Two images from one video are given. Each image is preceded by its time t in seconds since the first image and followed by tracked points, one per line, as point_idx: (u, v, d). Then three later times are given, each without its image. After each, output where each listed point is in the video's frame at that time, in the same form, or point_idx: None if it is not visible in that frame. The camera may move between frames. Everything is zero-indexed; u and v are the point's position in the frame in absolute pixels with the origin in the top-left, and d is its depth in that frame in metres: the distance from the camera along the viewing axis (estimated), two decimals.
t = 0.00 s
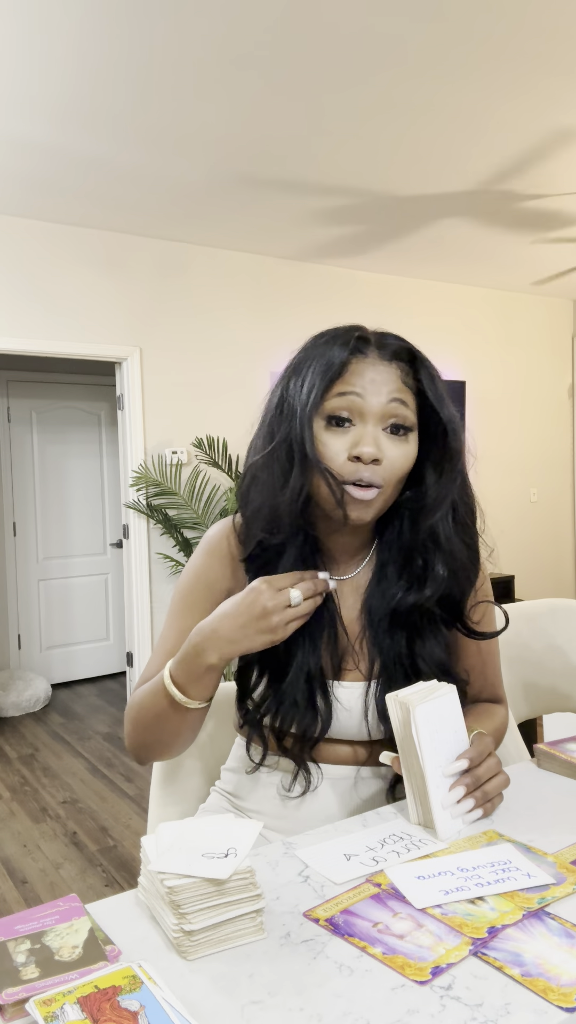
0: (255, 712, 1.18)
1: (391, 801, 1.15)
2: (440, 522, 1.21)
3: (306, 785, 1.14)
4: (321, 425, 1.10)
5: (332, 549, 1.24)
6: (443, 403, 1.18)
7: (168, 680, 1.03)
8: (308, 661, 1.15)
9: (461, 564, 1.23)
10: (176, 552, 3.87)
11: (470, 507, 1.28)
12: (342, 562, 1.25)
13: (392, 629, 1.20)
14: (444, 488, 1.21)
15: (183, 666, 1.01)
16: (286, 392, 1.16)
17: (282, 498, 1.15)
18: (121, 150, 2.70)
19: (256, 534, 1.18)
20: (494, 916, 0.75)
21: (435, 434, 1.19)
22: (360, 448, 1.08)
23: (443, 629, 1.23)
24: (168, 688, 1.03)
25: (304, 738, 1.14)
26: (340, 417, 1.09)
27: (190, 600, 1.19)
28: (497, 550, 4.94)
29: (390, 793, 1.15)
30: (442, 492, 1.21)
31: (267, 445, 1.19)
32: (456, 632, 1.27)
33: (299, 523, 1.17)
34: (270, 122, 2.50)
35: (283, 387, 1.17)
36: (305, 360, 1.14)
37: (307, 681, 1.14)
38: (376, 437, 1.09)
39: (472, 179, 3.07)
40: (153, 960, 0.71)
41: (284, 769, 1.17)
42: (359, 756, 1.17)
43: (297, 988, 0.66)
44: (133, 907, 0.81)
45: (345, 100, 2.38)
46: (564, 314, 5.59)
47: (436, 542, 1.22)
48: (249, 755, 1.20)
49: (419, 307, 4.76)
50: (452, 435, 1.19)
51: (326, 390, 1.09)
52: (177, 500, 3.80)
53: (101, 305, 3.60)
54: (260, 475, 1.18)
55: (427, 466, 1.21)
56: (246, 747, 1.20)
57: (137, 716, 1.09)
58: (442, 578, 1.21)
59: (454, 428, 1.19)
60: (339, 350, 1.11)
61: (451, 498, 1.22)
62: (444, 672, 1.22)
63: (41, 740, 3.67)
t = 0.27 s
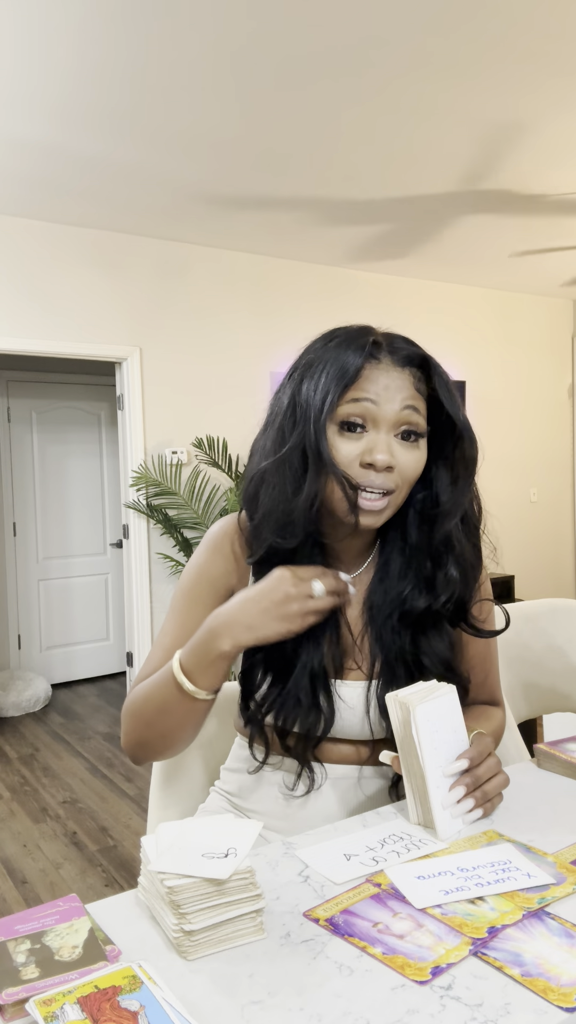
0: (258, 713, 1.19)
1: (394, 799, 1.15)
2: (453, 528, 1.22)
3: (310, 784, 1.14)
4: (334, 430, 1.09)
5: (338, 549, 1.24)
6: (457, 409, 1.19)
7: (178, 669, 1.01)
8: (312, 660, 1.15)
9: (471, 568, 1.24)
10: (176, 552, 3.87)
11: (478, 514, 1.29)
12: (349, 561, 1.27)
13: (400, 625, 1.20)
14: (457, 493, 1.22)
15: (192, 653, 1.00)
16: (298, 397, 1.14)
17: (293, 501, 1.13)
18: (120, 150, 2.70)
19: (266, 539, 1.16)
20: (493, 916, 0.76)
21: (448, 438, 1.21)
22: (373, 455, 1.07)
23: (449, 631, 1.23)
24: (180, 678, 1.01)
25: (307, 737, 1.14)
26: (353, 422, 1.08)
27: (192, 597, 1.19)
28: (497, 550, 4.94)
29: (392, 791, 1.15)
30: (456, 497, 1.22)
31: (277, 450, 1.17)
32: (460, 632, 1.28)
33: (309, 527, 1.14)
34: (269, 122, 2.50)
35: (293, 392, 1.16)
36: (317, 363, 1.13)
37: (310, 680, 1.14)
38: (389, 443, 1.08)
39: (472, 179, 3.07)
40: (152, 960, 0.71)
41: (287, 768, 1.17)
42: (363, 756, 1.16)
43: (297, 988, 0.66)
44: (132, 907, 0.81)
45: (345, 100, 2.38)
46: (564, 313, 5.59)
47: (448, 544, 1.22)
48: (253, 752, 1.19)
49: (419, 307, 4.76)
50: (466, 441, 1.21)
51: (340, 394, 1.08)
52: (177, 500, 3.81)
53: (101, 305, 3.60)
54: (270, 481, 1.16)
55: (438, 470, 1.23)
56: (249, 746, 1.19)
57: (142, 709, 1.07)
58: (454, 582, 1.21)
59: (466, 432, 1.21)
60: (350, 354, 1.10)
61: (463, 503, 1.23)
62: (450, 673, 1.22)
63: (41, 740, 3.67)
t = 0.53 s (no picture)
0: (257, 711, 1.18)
1: (394, 799, 1.15)
2: (450, 529, 1.21)
3: (308, 784, 1.14)
4: (330, 434, 1.09)
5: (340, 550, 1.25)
6: (454, 410, 1.17)
7: (189, 686, 1.03)
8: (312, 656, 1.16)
9: (469, 568, 1.24)
10: (176, 552, 3.87)
11: (478, 513, 1.28)
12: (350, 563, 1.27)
13: (399, 626, 1.20)
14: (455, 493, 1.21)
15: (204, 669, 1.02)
16: (294, 398, 1.15)
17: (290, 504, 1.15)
18: (120, 150, 2.70)
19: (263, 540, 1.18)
20: (493, 916, 0.75)
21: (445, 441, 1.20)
22: (368, 459, 1.07)
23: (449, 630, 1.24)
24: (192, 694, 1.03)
25: (305, 736, 1.14)
26: (349, 426, 1.08)
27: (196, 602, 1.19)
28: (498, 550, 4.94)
29: (394, 790, 1.15)
30: (453, 499, 1.21)
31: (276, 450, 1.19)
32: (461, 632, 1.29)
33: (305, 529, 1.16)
34: (269, 122, 2.50)
35: (291, 393, 1.16)
36: (314, 364, 1.13)
37: (309, 679, 1.15)
38: (385, 447, 1.08)
39: (472, 179, 3.07)
40: (153, 960, 0.71)
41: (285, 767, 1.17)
42: (363, 756, 1.17)
43: (297, 988, 0.66)
44: (132, 907, 0.81)
45: (345, 100, 2.38)
46: (564, 313, 5.59)
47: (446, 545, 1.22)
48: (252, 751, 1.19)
49: (419, 307, 4.76)
50: (463, 442, 1.20)
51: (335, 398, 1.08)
52: (177, 499, 3.81)
53: (101, 305, 3.60)
54: (268, 482, 1.18)
55: (436, 471, 1.22)
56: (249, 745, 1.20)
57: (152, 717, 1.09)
58: (452, 584, 1.22)
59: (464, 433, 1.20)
60: (346, 355, 1.09)
61: (461, 504, 1.22)
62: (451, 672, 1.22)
63: (41, 740, 3.67)
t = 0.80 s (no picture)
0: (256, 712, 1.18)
1: (393, 800, 1.15)
2: (449, 528, 1.20)
3: (307, 784, 1.14)
4: (326, 433, 1.09)
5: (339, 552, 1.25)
6: (450, 408, 1.17)
7: (193, 695, 1.03)
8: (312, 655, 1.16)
9: (469, 567, 1.23)
10: (176, 552, 3.87)
11: (478, 509, 1.27)
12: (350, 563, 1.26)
13: (399, 628, 1.20)
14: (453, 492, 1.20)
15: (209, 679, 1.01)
16: (290, 399, 1.15)
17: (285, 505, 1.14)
18: (121, 150, 2.70)
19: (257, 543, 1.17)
20: (494, 916, 0.75)
21: (443, 440, 1.19)
22: (365, 458, 1.08)
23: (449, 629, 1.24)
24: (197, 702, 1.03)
25: (305, 737, 1.14)
26: (345, 425, 1.09)
27: (200, 603, 1.19)
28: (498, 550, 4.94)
29: (392, 791, 1.15)
30: (451, 497, 1.20)
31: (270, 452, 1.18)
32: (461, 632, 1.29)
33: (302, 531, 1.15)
34: (269, 122, 2.50)
35: (286, 394, 1.16)
36: (309, 364, 1.13)
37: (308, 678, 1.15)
38: (381, 446, 1.09)
39: (472, 179, 3.07)
40: (153, 960, 0.71)
41: (284, 767, 1.17)
42: (364, 756, 1.17)
43: (297, 988, 0.66)
44: (132, 907, 0.81)
45: (345, 100, 2.38)
46: (564, 313, 5.59)
47: (445, 545, 1.21)
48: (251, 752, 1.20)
49: (419, 307, 4.76)
50: (460, 439, 1.19)
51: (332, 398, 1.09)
52: (177, 499, 3.81)
53: (101, 305, 3.60)
54: (263, 484, 1.17)
55: (435, 470, 1.21)
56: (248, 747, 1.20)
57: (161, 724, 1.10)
58: (451, 582, 1.21)
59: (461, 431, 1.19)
60: (342, 355, 1.10)
61: (460, 502, 1.21)
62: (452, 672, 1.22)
63: (41, 740, 3.68)
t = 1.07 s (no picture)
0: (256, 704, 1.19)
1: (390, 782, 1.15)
2: (446, 521, 1.22)
3: (305, 773, 1.15)
4: (324, 449, 1.09)
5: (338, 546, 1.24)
6: (445, 410, 1.17)
7: (201, 717, 1.02)
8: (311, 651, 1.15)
9: (464, 558, 1.25)
10: (176, 552, 3.87)
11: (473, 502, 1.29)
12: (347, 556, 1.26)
13: (394, 617, 1.22)
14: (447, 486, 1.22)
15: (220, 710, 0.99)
16: (284, 411, 1.15)
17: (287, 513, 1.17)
18: (121, 150, 2.70)
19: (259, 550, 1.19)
20: (494, 917, 0.75)
21: (439, 440, 1.20)
22: (366, 470, 1.07)
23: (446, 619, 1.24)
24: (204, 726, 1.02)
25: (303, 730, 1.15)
26: (342, 440, 1.07)
27: (202, 601, 1.18)
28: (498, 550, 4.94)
29: (389, 774, 1.15)
30: (448, 493, 1.22)
31: (269, 458, 1.19)
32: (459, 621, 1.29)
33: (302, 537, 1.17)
34: (269, 122, 2.50)
35: (281, 402, 1.16)
36: (303, 370, 1.13)
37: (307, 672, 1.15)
38: (381, 457, 1.07)
39: (472, 179, 3.07)
40: (153, 960, 0.71)
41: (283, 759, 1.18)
42: (364, 750, 1.18)
43: (297, 988, 0.66)
44: (132, 907, 0.81)
45: (346, 100, 2.38)
46: (564, 313, 5.59)
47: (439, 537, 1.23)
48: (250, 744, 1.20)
49: (419, 307, 4.76)
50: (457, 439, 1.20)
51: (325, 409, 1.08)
52: (177, 500, 3.81)
53: (101, 305, 3.60)
54: (264, 491, 1.18)
55: (431, 465, 1.22)
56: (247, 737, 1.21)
57: (164, 730, 1.09)
58: (445, 574, 1.23)
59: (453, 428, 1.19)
60: (335, 363, 1.09)
61: (457, 496, 1.23)
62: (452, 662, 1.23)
63: (41, 740, 3.67)
